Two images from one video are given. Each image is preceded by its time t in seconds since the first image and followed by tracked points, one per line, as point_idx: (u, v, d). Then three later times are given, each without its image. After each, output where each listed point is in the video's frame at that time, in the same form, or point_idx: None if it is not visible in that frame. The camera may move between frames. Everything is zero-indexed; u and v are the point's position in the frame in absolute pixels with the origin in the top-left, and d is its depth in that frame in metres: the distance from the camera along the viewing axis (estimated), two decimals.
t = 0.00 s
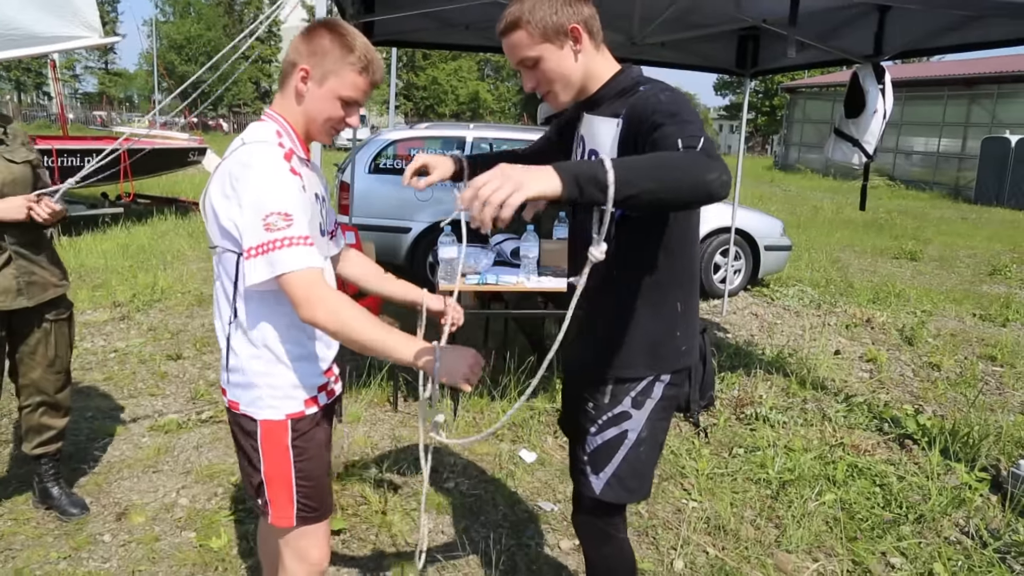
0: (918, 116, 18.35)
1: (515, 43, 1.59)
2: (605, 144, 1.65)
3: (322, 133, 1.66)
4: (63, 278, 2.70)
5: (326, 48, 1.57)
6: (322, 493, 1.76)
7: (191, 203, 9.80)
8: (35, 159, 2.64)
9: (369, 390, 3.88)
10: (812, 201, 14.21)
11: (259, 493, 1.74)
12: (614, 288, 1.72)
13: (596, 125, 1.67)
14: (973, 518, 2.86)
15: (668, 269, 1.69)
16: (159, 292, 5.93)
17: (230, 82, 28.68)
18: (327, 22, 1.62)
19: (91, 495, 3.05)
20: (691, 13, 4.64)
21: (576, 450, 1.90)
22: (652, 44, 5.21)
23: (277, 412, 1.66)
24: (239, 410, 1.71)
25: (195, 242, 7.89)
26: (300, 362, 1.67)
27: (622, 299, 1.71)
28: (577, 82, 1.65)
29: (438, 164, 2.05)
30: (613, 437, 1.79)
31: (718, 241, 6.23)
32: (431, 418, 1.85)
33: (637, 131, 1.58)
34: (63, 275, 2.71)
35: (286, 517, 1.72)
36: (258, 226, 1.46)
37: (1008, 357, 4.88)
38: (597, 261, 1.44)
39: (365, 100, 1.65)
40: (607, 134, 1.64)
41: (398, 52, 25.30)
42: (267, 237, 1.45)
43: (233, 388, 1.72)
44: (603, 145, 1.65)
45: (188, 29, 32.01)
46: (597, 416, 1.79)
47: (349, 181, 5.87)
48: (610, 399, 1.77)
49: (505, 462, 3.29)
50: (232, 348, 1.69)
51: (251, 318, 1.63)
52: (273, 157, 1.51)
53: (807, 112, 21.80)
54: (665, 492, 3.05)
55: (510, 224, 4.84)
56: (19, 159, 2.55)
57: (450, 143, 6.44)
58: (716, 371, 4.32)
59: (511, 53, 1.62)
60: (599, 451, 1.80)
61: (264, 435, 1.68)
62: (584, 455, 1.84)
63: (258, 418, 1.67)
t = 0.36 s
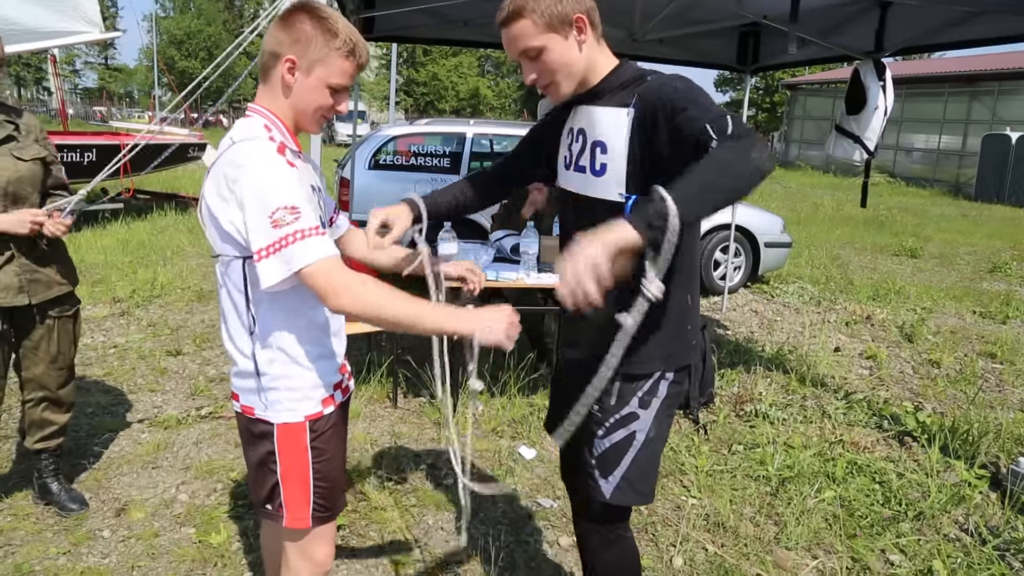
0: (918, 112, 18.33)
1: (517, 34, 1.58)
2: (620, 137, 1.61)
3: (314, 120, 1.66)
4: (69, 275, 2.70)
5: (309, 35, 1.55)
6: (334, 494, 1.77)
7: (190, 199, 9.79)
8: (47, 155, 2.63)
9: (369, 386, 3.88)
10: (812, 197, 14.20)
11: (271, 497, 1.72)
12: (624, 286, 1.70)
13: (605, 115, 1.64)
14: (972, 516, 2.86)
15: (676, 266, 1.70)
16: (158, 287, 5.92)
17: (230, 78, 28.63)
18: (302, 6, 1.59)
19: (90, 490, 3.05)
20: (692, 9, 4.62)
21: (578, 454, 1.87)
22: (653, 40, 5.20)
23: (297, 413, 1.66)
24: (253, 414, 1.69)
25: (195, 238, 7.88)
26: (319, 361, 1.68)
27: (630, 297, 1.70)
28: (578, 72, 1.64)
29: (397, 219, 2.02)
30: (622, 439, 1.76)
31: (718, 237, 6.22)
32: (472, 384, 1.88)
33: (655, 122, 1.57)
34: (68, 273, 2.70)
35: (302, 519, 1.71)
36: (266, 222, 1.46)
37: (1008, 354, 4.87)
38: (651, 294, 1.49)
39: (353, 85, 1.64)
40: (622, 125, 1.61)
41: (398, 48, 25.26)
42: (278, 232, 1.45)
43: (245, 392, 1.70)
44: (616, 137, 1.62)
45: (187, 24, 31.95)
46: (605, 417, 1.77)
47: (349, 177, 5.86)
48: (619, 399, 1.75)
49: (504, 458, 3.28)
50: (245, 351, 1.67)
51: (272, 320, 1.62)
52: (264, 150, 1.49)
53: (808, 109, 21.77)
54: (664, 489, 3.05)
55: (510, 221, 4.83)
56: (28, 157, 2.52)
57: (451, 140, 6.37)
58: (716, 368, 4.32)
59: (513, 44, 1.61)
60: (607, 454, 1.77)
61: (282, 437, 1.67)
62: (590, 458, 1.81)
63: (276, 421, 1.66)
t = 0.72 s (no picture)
0: (916, 110, 18.35)
1: (517, 33, 1.57)
2: (635, 140, 1.61)
3: (307, 118, 1.66)
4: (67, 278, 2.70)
5: (301, 31, 1.56)
6: (333, 493, 1.77)
7: (188, 198, 9.78)
8: (41, 156, 2.63)
9: (367, 385, 3.88)
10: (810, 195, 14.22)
11: (270, 498, 1.72)
12: (643, 293, 1.66)
13: (614, 118, 1.64)
14: (970, 512, 2.87)
15: (692, 268, 1.69)
16: (157, 287, 5.92)
17: (228, 77, 28.62)
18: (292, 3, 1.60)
19: (88, 490, 3.05)
20: (690, 7, 4.61)
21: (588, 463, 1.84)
22: (650, 38, 5.19)
23: (296, 414, 1.67)
24: (251, 414, 1.70)
25: (193, 237, 7.87)
26: (319, 359, 1.68)
27: (648, 301, 1.67)
28: (577, 72, 1.65)
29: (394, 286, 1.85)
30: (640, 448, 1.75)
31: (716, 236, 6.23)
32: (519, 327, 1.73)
33: (679, 123, 1.56)
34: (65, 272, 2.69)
35: (300, 520, 1.71)
36: (282, 199, 1.44)
37: (1006, 352, 4.88)
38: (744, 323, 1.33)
39: (346, 80, 1.65)
40: (637, 128, 1.60)
41: (396, 47, 25.25)
42: (293, 210, 1.43)
43: (244, 394, 1.70)
44: (629, 141, 1.61)
45: (185, 23, 31.92)
46: (623, 426, 1.74)
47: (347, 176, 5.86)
48: (637, 408, 1.72)
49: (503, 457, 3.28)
50: (243, 352, 1.68)
51: (271, 320, 1.62)
52: (263, 139, 1.50)
53: (806, 107, 21.79)
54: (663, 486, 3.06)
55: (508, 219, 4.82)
56: (21, 158, 2.52)
57: (449, 139, 6.33)
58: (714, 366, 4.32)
59: (512, 45, 1.59)
60: (626, 464, 1.76)
61: (281, 437, 1.67)
62: (608, 469, 1.78)
63: (274, 421, 1.67)
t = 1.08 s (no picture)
0: (910, 108, 18.40)
1: (504, 32, 1.50)
2: (623, 135, 1.62)
3: (303, 118, 1.66)
4: (33, 280, 2.67)
5: (304, 32, 1.57)
6: (331, 490, 1.78)
7: (182, 199, 9.75)
8: (11, 155, 2.62)
9: (362, 385, 3.87)
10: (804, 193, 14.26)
11: (267, 498, 1.71)
12: (638, 285, 1.67)
13: (597, 112, 1.64)
14: (964, 507, 2.88)
15: (678, 259, 1.72)
16: (151, 288, 5.90)
17: (221, 78, 28.56)
18: (291, 5, 1.61)
19: (83, 492, 3.04)
20: (683, 6, 4.61)
21: (589, 463, 1.81)
22: (644, 37, 5.19)
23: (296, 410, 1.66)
24: (248, 412, 1.68)
25: (187, 238, 7.85)
26: (318, 355, 1.69)
27: (644, 293, 1.68)
28: (562, 68, 1.62)
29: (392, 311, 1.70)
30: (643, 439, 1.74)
31: (710, 234, 6.24)
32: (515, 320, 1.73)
33: (670, 116, 1.59)
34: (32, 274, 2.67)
35: (302, 518, 1.71)
36: (309, 173, 1.44)
37: (999, 348, 4.90)
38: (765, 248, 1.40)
39: (343, 83, 1.67)
40: (626, 122, 1.62)
41: (390, 47, 25.23)
42: (315, 187, 1.43)
43: (238, 390, 1.68)
44: (618, 135, 1.62)
45: (179, 24, 31.84)
46: (626, 420, 1.73)
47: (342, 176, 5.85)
48: (640, 400, 1.71)
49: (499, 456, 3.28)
50: (241, 347, 1.66)
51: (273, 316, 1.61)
52: (273, 128, 1.51)
53: (800, 105, 21.83)
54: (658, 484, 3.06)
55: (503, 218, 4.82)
56: None
57: (443, 139, 6.31)
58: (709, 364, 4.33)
59: (497, 42, 1.53)
60: (635, 458, 1.74)
61: (279, 435, 1.66)
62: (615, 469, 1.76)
63: (274, 419, 1.65)
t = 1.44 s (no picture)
0: (907, 106, 18.42)
1: (486, 30, 1.50)
2: (602, 130, 1.62)
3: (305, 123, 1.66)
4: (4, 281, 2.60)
5: (313, 38, 1.57)
6: (336, 487, 1.78)
7: (179, 198, 9.72)
8: None
9: (360, 383, 3.87)
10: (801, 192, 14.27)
11: (274, 497, 1.70)
12: (621, 279, 1.68)
13: (574, 107, 1.64)
14: (962, 505, 2.88)
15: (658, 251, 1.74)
16: (148, 287, 5.89)
17: (218, 77, 28.50)
18: (303, 11, 1.62)
19: (80, 491, 3.03)
20: (680, 4, 4.61)
21: (579, 459, 1.80)
22: (641, 34, 5.19)
23: (305, 407, 1.66)
24: (255, 411, 1.66)
25: (184, 237, 7.83)
26: (325, 353, 1.69)
27: (626, 286, 1.69)
28: (541, 65, 1.63)
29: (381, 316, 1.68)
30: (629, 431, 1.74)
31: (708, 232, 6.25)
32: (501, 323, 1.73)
33: (649, 112, 1.59)
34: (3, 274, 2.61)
35: (310, 515, 1.70)
36: (322, 171, 1.44)
37: (996, 346, 4.91)
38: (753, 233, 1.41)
39: (347, 89, 1.67)
40: (605, 118, 1.62)
41: (387, 45, 25.19)
42: (327, 185, 1.43)
43: (244, 389, 1.66)
44: (597, 130, 1.62)
45: (175, 22, 31.76)
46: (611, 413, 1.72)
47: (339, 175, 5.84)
48: (624, 393, 1.72)
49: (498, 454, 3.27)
50: (248, 345, 1.64)
51: (282, 314, 1.61)
52: (281, 125, 1.50)
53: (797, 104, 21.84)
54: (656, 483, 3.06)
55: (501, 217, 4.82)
56: None
57: (440, 137, 6.31)
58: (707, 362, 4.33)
59: (478, 42, 1.52)
60: (625, 450, 1.74)
61: (287, 433, 1.66)
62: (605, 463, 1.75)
63: (283, 416, 1.65)
